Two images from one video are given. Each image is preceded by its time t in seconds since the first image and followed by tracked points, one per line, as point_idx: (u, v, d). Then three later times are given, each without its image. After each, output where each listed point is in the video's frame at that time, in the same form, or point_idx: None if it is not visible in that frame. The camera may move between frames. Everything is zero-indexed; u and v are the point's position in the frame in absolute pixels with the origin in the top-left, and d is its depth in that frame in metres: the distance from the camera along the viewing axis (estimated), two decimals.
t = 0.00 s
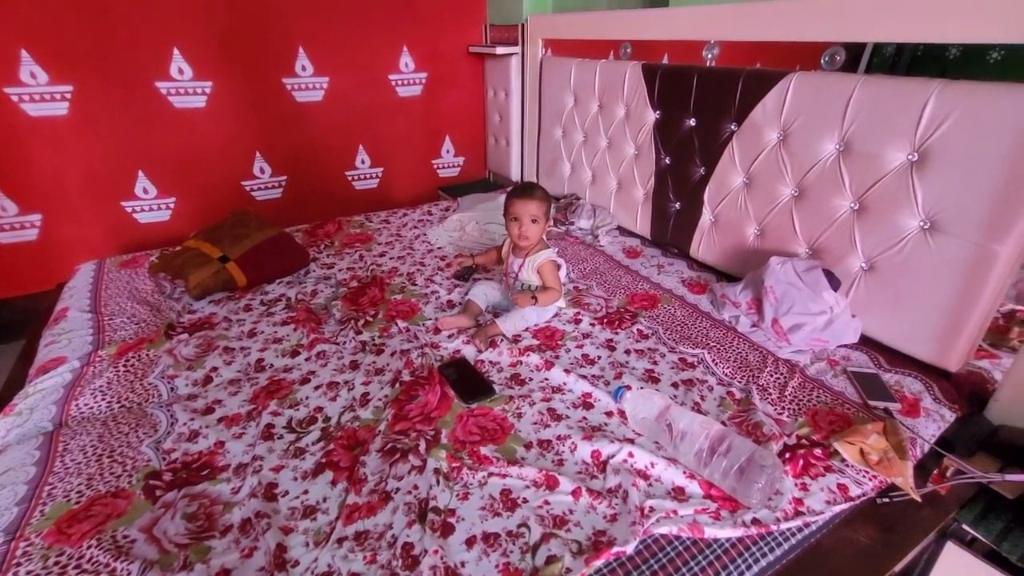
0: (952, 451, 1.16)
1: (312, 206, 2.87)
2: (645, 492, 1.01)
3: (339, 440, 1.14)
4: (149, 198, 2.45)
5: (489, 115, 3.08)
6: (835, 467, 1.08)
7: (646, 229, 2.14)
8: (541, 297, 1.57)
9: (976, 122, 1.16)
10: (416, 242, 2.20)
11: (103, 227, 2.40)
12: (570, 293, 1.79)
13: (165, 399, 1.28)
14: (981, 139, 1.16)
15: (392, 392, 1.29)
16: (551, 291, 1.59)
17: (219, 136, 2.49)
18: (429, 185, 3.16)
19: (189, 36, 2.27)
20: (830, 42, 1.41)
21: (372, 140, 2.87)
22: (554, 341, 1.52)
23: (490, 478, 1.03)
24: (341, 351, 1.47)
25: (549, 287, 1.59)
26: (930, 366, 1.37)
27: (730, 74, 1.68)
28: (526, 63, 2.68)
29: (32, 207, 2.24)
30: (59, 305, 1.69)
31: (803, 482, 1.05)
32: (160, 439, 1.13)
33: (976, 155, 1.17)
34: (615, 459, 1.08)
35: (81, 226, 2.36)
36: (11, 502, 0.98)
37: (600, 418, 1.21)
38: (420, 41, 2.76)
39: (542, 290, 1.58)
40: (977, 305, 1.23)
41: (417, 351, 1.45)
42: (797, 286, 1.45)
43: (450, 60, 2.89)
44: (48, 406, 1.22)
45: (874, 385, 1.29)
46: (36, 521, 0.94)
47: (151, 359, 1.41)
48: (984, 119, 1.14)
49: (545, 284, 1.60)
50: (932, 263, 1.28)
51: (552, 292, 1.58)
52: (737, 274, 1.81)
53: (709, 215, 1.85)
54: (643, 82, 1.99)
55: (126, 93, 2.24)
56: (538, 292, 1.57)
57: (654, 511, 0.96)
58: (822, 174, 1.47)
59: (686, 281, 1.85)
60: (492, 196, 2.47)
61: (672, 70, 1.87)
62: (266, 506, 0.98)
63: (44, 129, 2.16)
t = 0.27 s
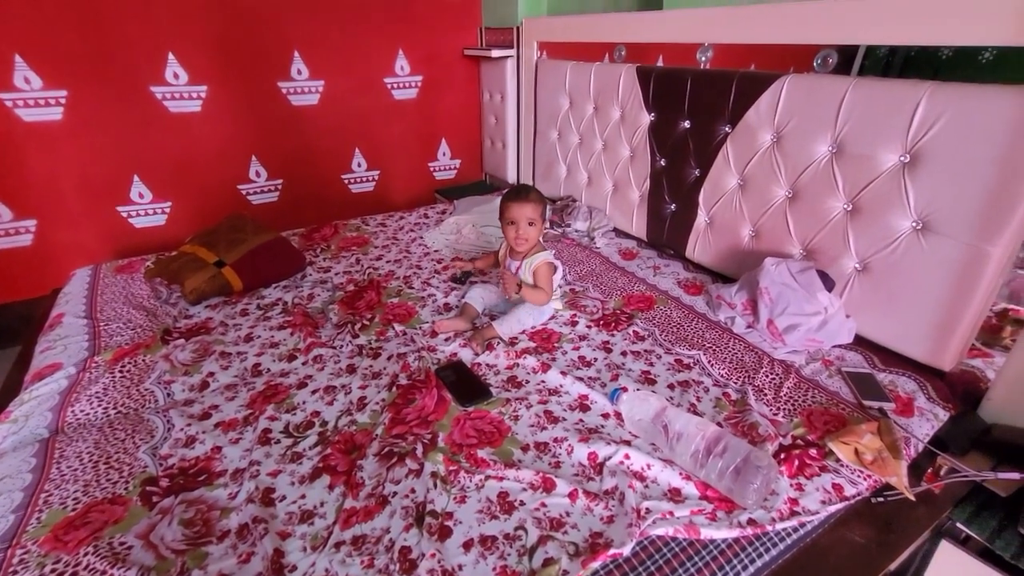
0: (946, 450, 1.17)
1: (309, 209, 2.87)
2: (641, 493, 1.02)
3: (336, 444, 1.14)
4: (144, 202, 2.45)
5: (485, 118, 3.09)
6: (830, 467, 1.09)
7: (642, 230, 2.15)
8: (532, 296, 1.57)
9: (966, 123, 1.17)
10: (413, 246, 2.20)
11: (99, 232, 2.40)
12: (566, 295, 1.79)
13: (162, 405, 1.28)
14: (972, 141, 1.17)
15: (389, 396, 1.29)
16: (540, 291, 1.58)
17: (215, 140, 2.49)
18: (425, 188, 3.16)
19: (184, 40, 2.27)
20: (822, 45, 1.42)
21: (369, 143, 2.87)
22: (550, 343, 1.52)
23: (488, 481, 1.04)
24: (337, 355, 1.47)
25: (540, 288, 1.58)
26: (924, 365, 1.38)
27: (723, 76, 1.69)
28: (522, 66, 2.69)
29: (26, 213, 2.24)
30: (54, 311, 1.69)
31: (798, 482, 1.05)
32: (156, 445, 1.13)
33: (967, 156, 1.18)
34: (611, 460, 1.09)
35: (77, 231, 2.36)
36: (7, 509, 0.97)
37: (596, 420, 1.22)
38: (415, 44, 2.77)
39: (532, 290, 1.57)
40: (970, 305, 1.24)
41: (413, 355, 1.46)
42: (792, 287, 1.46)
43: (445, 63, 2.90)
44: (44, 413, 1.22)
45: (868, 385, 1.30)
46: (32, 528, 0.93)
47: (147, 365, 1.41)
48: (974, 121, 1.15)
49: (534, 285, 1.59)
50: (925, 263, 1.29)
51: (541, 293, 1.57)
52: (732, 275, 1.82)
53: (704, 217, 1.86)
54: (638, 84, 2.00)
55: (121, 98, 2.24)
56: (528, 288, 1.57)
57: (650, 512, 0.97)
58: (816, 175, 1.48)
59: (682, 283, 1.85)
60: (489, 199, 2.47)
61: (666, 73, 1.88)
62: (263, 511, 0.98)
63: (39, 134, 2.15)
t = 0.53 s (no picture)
0: (942, 447, 1.17)
1: (306, 210, 2.87)
2: (637, 491, 1.02)
3: (332, 444, 1.14)
4: (140, 204, 2.44)
5: (482, 118, 3.09)
6: (826, 464, 1.09)
7: (638, 230, 2.15)
8: (524, 289, 1.58)
9: (960, 120, 1.17)
10: (409, 246, 2.20)
11: (94, 234, 2.39)
12: (563, 294, 1.79)
13: (157, 405, 1.28)
14: (965, 138, 1.17)
15: (385, 395, 1.29)
16: (532, 286, 1.58)
17: (211, 141, 2.49)
18: (422, 188, 3.16)
19: (179, 41, 2.26)
20: (817, 43, 1.42)
21: (365, 144, 2.87)
22: (547, 342, 1.52)
23: (484, 480, 1.04)
24: (334, 355, 1.47)
25: (533, 283, 1.58)
26: (919, 362, 1.38)
27: (719, 75, 1.69)
28: (518, 66, 2.69)
29: (21, 214, 2.23)
30: (49, 312, 1.68)
31: (794, 479, 1.05)
32: (151, 445, 1.12)
33: (960, 153, 1.19)
34: (608, 459, 1.09)
35: (72, 233, 2.35)
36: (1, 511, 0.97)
37: (593, 419, 1.22)
38: (411, 45, 2.77)
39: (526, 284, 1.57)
40: (965, 302, 1.24)
41: (410, 354, 1.45)
42: (788, 285, 1.46)
43: (441, 63, 2.90)
44: (38, 414, 1.22)
45: (864, 382, 1.30)
46: (26, 530, 0.93)
47: (143, 366, 1.41)
48: (968, 118, 1.16)
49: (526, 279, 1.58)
50: (919, 260, 1.30)
51: (532, 289, 1.57)
52: (728, 273, 1.82)
53: (700, 215, 1.86)
54: (633, 83, 2.01)
55: (116, 99, 2.23)
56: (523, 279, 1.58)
57: (646, 510, 0.97)
58: (810, 173, 1.48)
59: (678, 281, 1.85)
60: (486, 199, 2.47)
61: (662, 72, 1.88)
62: (259, 511, 0.98)
63: (33, 136, 2.15)
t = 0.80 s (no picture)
0: (938, 443, 1.17)
1: (302, 209, 2.86)
2: (634, 488, 1.02)
3: (328, 442, 1.13)
4: (136, 203, 2.43)
5: (479, 117, 3.08)
6: (823, 460, 1.09)
7: (635, 227, 2.15)
8: (520, 283, 1.59)
9: (955, 117, 1.17)
10: (406, 244, 2.19)
11: (90, 233, 2.39)
12: (561, 292, 1.79)
13: (153, 404, 1.27)
14: (961, 135, 1.17)
15: (382, 394, 1.28)
16: (528, 280, 1.59)
17: (207, 140, 2.48)
18: (419, 187, 3.15)
19: (175, 39, 2.25)
20: (813, 40, 1.42)
21: (362, 142, 2.86)
22: (544, 340, 1.52)
23: (480, 478, 1.03)
24: (330, 354, 1.47)
25: (528, 278, 1.59)
26: (916, 358, 1.39)
27: (715, 73, 1.69)
28: (515, 64, 2.68)
29: (16, 214, 2.22)
30: (44, 311, 1.68)
31: (791, 476, 1.05)
32: (147, 444, 1.12)
33: (956, 150, 1.19)
34: (605, 456, 1.09)
35: (68, 232, 2.34)
36: None
37: (590, 416, 1.22)
38: (408, 43, 2.76)
39: (522, 278, 1.59)
40: (961, 298, 1.24)
41: (407, 353, 1.45)
42: (785, 282, 1.46)
43: (438, 62, 2.89)
44: (32, 413, 1.21)
45: (861, 379, 1.30)
46: (20, 529, 0.93)
47: (138, 365, 1.40)
48: (963, 115, 1.16)
49: (522, 272, 1.59)
50: (916, 257, 1.30)
51: (528, 284, 1.59)
52: (725, 271, 1.82)
53: (697, 213, 1.86)
54: (630, 81, 2.00)
55: (111, 98, 2.22)
56: (520, 271, 1.59)
57: (643, 507, 0.96)
58: (807, 171, 1.48)
59: (675, 279, 1.85)
60: (483, 197, 2.47)
61: (659, 70, 1.88)
62: (254, 509, 0.98)
63: (28, 135, 2.13)
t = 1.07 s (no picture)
0: (936, 444, 1.18)
1: (301, 210, 2.86)
2: (633, 491, 1.02)
3: (326, 445, 1.13)
4: (134, 205, 2.43)
5: (477, 118, 3.08)
6: (821, 462, 1.09)
7: (633, 229, 2.15)
8: (516, 283, 1.59)
9: (952, 119, 1.18)
10: (404, 246, 2.19)
11: (87, 235, 2.38)
12: (559, 294, 1.79)
13: (150, 408, 1.27)
14: (957, 137, 1.18)
15: (380, 396, 1.28)
16: (525, 279, 1.59)
17: (205, 142, 2.47)
18: (417, 188, 3.15)
19: (172, 41, 2.25)
20: (810, 42, 1.43)
21: (360, 144, 2.86)
22: (543, 342, 1.52)
23: (479, 481, 1.03)
24: (328, 356, 1.47)
25: (525, 278, 1.58)
26: (913, 360, 1.39)
27: (713, 74, 1.69)
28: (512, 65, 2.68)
29: (12, 216, 2.21)
30: (41, 314, 1.67)
31: (789, 478, 1.05)
32: (144, 448, 1.11)
33: (953, 151, 1.19)
34: (603, 458, 1.08)
35: (65, 234, 2.33)
36: None
37: (588, 418, 1.22)
38: (406, 44, 2.76)
39: (519, 278, 1.58)
40: (958, 300, 1.24)
41: (405, 355, 1.45)
42: (783, 284, 1.46)
43: (436, 63, 2.89)
44: (29, 417, 1.21)
45: (859, 380, 1.31)
46: (16, 534, 0.92)
47: (136, 368, 1.40)
48: (960, 117, 1.16)
49: (519, 271, 1.58)
50: (913, 258, 1.30)
51: (524, 283, 1.58)
52: (723, 272, 1.82)
53: (695, 214, 1.86)
54: (628, 83, 2.01)
55: (108, 100, 2.22)
56: (516, 271, 1.58)
57: (642, 509, 0.96)
58: (804, 172, 1.49)
59: (673, 280, 1.86)
60: (481, 198, 2.47)
61: (656, 71, 1.88)
62: (252, 513, 0.98)
63: (25, 137, 2.13)
